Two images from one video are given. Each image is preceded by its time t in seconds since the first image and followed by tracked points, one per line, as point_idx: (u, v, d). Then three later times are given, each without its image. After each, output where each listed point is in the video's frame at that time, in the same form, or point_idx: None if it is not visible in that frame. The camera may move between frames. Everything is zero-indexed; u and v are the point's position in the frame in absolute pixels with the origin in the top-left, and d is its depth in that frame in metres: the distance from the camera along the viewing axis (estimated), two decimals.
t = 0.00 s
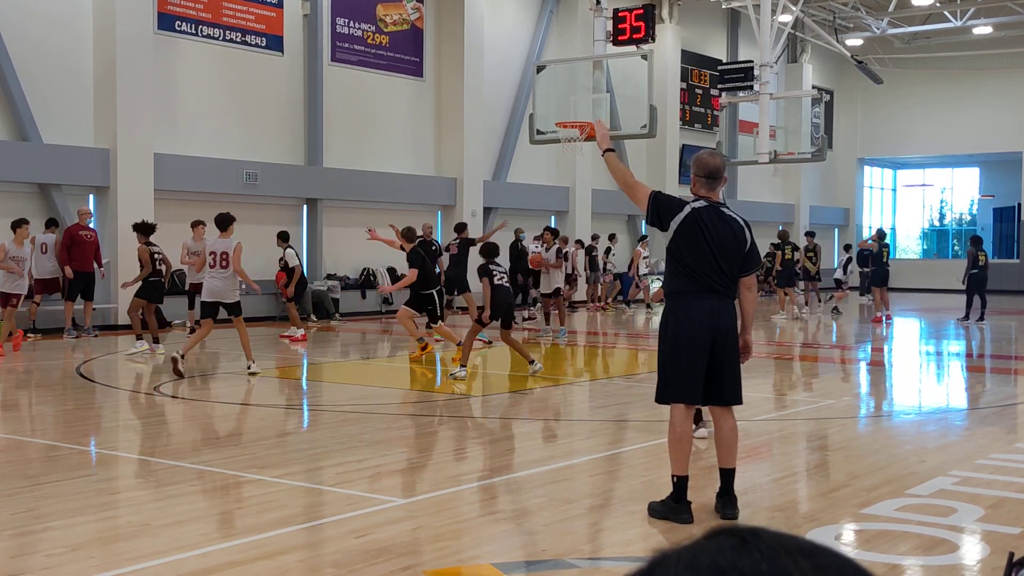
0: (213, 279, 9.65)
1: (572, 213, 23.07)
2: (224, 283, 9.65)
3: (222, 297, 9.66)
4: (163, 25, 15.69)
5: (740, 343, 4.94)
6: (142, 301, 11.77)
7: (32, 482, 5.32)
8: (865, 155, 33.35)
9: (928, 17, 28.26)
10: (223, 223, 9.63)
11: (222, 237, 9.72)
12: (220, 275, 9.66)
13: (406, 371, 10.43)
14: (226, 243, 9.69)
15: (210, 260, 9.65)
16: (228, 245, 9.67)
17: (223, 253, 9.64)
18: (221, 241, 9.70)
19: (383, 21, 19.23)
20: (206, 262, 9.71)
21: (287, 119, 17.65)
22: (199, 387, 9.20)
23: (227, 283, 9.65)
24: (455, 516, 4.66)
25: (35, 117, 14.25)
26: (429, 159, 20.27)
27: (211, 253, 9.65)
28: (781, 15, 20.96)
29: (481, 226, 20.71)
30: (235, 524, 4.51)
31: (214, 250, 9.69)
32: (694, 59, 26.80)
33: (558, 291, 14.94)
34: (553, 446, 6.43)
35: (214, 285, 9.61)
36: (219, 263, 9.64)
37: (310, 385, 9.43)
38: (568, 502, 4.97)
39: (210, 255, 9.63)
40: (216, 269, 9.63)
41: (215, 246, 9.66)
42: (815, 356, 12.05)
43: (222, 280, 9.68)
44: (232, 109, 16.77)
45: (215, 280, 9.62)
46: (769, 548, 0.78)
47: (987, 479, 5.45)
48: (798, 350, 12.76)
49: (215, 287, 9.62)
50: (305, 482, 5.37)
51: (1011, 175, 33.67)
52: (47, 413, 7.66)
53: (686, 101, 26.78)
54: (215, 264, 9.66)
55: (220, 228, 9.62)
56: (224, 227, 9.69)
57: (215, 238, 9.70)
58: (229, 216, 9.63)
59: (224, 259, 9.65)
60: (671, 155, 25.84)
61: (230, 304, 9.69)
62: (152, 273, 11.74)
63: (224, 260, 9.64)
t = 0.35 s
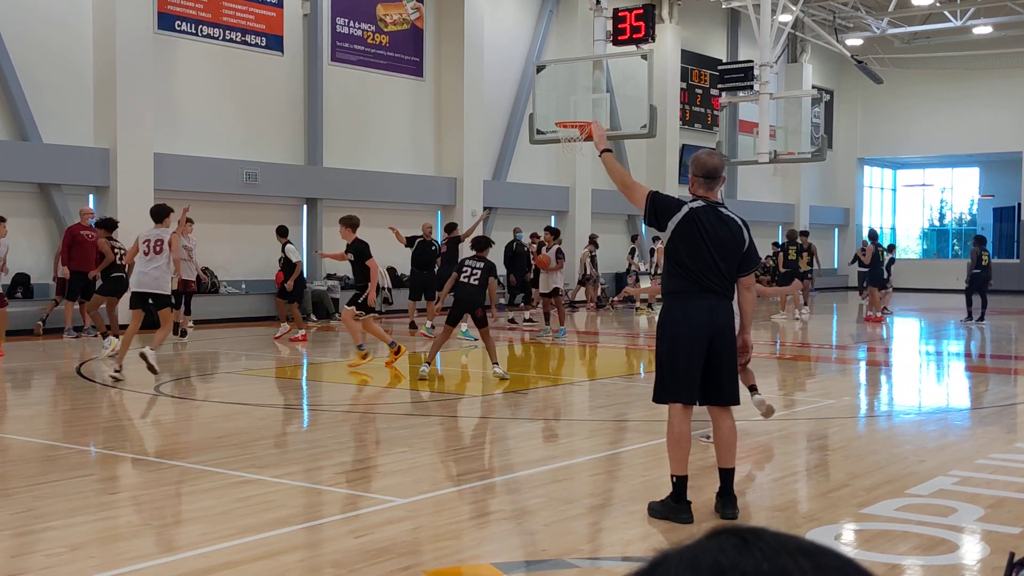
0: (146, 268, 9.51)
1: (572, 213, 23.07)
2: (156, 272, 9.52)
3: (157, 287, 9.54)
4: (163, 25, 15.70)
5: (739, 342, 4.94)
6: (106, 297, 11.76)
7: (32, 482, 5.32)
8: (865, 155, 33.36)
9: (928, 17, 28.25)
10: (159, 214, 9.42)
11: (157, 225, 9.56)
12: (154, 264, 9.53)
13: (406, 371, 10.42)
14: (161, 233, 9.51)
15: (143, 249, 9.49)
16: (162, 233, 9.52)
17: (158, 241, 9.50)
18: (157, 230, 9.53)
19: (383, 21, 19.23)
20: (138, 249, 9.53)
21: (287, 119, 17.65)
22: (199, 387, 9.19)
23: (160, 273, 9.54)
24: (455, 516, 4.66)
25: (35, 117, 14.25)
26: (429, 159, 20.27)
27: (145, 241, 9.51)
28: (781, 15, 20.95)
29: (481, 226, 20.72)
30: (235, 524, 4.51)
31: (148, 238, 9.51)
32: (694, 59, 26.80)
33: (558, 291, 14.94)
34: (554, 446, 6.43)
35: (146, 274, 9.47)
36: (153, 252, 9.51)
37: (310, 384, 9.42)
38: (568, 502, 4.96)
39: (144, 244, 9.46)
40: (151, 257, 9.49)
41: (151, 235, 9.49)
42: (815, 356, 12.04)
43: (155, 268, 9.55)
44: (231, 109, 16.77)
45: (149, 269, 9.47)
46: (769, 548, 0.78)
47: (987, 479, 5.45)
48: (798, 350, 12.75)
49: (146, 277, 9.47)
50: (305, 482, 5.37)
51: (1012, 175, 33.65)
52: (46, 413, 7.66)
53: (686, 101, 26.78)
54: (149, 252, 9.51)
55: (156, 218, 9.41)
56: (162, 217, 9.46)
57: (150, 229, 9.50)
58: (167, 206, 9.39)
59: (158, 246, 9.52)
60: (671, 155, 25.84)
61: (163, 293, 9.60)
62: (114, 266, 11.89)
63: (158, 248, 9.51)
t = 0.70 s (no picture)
0: (98, 281, 8.78)
1: (572, 213, 23.06)
2: (108, 284, 8.71)
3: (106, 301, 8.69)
4: (163, 25, 15.70)
5: (736, 343, 4.93)
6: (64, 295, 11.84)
7: (31, 482, 5.32)
8: (865, 155, 33.36)
9: (928, 17, 28.25)
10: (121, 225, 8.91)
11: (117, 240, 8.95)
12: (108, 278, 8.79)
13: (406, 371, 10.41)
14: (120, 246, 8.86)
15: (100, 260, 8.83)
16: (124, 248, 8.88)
17: (116, 254, 8.83)
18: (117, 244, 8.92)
19: (383, 21, 19.23)
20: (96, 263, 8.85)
21: (287, 119, 17.64)
22: (199, 386, 9.17)
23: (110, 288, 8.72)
24: (455, 516, 4.66)
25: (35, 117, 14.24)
26: (429, 159, 20.27)
27: (103, 253, 8.84)
28: (781, 15, 20.94)
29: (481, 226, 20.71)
30: (235, 523, 4.51)
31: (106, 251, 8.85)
32: (694, 59, 26.81)
33: (558, 291, 14.94)
34: (554, 446, 6.43)
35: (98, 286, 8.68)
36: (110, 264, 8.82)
37: (310, 384, 9.41)
38: (567, 502, 4.96)
39: (100, 254, 8.79)
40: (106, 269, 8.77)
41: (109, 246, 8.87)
42: (815, 356, 12.03)
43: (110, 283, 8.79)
44: (231, 109, 16.76)
45: (99, 280, 8.69)
46: (769, 549, 0.78)
47: (987, 479, 5.44)
48: (798, 350, 12.74)
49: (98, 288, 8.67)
50: (305, 482, 5.36)
51: (1012, 175, 33.66)
52: (46, 413, 7.64)
53: (686, 101, 26.78)
54: (105, 265, 8.80)
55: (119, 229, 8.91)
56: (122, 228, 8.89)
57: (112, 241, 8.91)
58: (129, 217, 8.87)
59: (116, 259, 8.83)
60: (671, 155, 25.84)
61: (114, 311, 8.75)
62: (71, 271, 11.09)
63: (115, 261, 8.82)
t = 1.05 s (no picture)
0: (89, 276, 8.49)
1: (572, 213, 23.06)
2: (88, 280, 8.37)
3: (87, 295, 8.33)
4: (163, 25, 15.71)
5: (736, 343, 4.93)
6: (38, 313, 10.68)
7: (31, 482, 5.32)
8: (865, 155, 33.36)
9: (928, 16, 28.25)
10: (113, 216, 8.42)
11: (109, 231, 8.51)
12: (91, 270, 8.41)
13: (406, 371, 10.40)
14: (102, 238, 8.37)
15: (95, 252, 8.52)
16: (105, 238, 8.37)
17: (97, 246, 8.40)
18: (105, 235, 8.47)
19: (383, 21, 19.23)
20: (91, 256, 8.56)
21: (287, 119, 17.64)
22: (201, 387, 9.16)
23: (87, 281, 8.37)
24: (454, 516, 4.66)
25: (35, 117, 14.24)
26: (429, 159, 20.27)
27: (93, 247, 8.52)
28: (781, 15, 20.94)
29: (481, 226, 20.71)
30: (235, 523, 4.52)
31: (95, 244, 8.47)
32: (694, 59, 26.81)
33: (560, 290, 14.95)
34: (554, 446, 6.42)
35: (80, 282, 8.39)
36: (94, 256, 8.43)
37: (310, 384, 9.40)
38: (567, 502, 4.96)
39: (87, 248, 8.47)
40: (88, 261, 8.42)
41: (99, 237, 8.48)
42: (815, 356, 12.02)
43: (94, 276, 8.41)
44: (231, 109, 16.76)
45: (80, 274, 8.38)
46: (770, 549, 0.78)
47: (986, 479, 5.44)
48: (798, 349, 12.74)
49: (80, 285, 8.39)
50: (304, 482, 5.36)
51: (1011, 175, 33.62)
52: (45, 413, 7.63)
53: (686, 101, 26.78)
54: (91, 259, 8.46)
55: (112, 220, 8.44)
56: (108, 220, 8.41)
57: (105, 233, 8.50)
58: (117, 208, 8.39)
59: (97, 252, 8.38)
60: (671, 155, 25.84)
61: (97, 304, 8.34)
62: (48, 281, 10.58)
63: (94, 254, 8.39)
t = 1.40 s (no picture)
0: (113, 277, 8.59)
1: (572, 213, 23.05)
2: (118, 282, 8.52)
3: (113, 296, 8.49)
4: (163, 24, 15.71)
5: (736, 343, 4.93)
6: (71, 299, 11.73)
7: (32, 481, 5.32)
8: (865, 155, 33.36)
9: (928, 16, 28.26)
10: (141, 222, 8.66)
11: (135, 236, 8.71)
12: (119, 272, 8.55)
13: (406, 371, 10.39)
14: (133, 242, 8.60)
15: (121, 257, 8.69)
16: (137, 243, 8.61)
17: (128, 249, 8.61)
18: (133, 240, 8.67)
19: (383, 21, 19.23)
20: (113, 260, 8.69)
21: (287, 119, 17.64)
22: (201, 387, 9.15)
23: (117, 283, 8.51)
24: (455, 516, 4.66)
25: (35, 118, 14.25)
26: (429, 158, 20.27)
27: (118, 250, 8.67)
28: (781, 15, 20.92)
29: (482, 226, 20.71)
30: (234, 523, 4.52)
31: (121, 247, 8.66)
32: (694, 59, 26.81)
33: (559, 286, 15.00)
34: (554, 446, 6.42)
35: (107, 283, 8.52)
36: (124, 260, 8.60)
37: (311, 384, 9.40)
38: (567, 502, 4.96)
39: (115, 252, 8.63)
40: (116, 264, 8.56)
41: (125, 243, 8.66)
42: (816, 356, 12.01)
43: (124, 278, 8.56)
44: (232, 108, 16.76)
45: (110, 276, 8.52)
46: (772, 548, 0.78)
47: (987, 479, 5.44)
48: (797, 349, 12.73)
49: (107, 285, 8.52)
50: (305, 482, 5.36)
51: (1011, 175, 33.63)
52: (45, 413, 7.62)
53: (686, 101, 26.77)
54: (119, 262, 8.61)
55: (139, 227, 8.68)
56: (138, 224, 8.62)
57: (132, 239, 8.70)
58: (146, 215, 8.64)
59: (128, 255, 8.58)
60: (671, 155, 25.84)
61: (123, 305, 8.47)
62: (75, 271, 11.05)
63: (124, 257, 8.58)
